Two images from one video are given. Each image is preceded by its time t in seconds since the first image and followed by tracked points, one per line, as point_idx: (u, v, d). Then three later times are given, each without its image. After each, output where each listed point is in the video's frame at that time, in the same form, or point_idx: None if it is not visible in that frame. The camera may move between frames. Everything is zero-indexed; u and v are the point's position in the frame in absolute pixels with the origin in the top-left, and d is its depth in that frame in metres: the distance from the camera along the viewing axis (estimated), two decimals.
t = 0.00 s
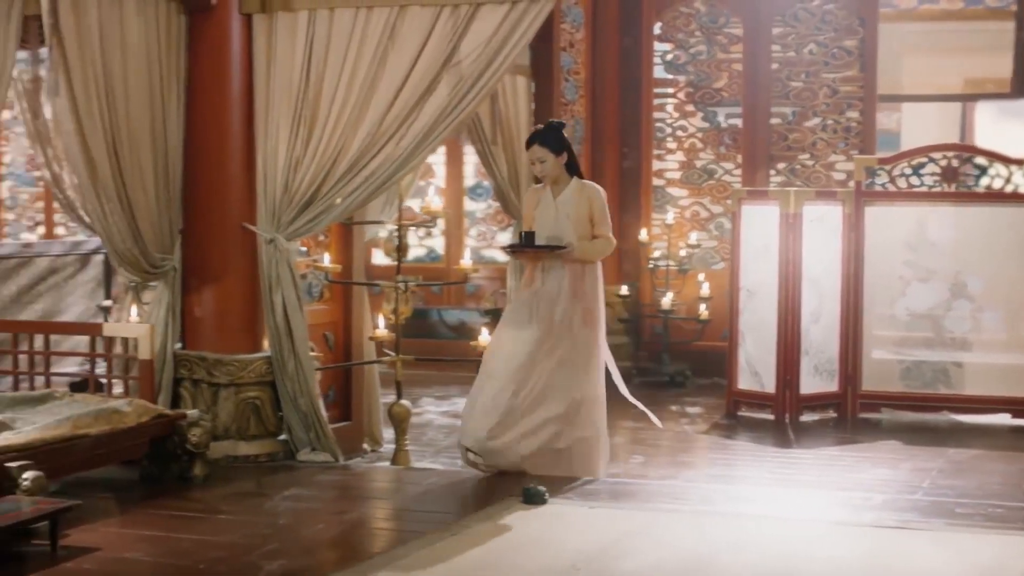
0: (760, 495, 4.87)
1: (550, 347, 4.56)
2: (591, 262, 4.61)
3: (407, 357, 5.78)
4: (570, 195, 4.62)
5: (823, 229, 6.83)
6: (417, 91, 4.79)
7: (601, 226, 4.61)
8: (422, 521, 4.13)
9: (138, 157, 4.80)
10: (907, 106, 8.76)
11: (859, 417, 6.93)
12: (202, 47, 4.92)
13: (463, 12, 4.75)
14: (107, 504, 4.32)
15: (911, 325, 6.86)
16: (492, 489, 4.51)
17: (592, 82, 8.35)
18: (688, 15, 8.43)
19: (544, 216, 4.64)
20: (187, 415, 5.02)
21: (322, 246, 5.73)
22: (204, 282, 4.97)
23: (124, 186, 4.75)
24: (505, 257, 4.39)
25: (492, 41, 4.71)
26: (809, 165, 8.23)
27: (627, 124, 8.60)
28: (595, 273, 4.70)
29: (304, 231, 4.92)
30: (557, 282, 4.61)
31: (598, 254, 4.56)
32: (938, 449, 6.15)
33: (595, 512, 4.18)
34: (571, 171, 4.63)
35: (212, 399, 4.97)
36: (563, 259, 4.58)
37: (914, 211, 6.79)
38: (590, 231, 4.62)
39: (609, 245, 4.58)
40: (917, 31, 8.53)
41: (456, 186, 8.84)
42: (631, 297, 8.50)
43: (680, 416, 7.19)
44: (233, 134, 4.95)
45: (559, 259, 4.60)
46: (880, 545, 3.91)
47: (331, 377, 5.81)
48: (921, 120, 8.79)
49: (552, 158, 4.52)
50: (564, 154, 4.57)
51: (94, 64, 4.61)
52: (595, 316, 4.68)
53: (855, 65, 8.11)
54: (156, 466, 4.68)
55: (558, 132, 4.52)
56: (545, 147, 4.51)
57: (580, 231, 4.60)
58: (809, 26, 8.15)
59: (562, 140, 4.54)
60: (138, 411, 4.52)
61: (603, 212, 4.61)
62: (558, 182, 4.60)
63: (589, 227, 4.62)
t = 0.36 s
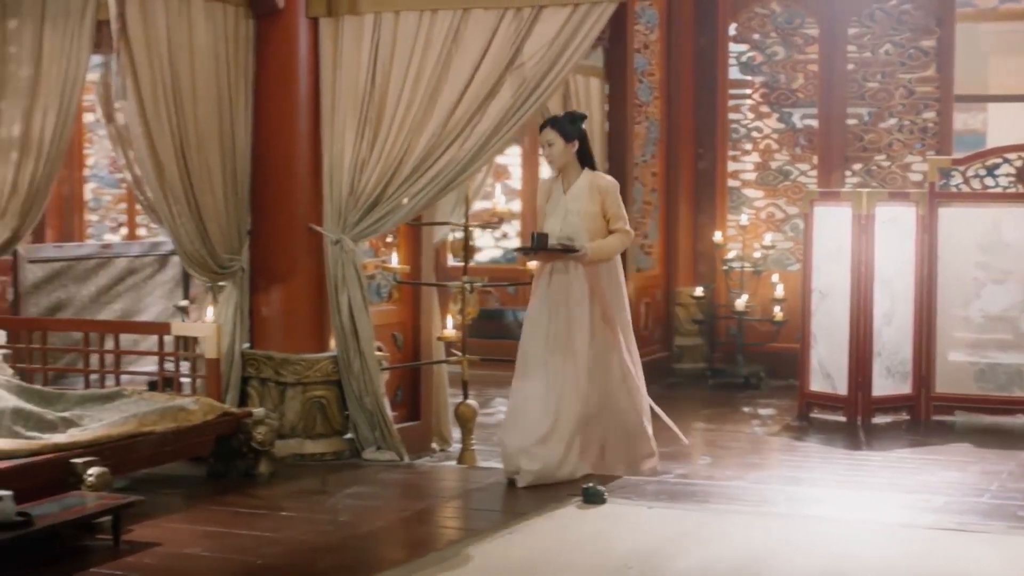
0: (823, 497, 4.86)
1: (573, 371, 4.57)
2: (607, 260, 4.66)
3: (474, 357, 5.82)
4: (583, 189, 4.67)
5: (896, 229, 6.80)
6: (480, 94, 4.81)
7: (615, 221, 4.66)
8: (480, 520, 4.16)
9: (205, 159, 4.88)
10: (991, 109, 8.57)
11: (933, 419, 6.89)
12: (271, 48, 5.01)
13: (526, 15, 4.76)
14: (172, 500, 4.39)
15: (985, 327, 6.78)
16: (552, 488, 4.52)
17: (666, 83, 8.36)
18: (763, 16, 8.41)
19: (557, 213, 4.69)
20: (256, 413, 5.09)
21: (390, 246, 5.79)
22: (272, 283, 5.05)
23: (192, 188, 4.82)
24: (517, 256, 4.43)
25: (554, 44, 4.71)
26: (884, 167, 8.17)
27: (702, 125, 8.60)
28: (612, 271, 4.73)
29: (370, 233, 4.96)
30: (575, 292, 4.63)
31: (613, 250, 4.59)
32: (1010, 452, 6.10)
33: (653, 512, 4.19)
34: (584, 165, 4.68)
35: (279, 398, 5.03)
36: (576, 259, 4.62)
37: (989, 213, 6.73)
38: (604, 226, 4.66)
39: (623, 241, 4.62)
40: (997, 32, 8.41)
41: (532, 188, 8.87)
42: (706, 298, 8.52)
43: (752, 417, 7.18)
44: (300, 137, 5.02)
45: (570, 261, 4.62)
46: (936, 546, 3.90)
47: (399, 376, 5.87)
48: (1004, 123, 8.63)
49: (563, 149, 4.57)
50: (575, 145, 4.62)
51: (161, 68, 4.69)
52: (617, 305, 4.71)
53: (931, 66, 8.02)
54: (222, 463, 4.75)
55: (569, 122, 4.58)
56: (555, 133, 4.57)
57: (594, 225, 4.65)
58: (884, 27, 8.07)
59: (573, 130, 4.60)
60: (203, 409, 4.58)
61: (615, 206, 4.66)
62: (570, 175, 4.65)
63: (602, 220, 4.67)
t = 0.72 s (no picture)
0: (890, 498, 4.84)
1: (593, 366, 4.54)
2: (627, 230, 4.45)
3: (546, 359, 5.85)
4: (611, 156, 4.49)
5: (973, 231, 6.74)
6: (548, 97, 4.84)
7: (639, 191, 4.45)
8: (543, 518, 4.19)
9: (276, 162, 4.94)
10: None
11: (1012, 423, 6.87)
12: (342, 54, 5.08)
13: (593, 18, 4.77)
14: (241, 497, 4.46)
15: None
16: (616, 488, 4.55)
17: (745, 85, 8.36)
18: (843, 18, 8.38)
19: (582, 177, 4.52)
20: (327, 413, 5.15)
21: (462, 248, 5.83)
22: (343, 284, 5.11)
23: (263, 190, 4.89)
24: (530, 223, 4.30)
25: (621, 46, 4.73)
26: (965, 169, 8.07)
27: (782, 128, 8.59)
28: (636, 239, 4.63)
29: (439, 234, 5.00)
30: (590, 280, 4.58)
31: (633, 221, 4.37)
32: None
33: (715, 512, 4.20)
34: (615, 130, 4.49)
35: (350, 398, 5.09)
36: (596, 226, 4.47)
37: None
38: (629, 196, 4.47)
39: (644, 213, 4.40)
40: None
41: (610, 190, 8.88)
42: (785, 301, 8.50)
43: (828, 420, 7.16)
44: (371, 140, 5.08)
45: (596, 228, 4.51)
46: (998, 548, 3.88)
47: (472, 377, 5.91)
48: None
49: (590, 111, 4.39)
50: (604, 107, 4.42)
51: (233, 73, 4.76)
52: (638, 280, 4.61)
53: (1013, 67, 7.93)
54: (292, 461, 4.81)
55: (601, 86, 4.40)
56: (586, 96, 4.41)
57: (617, 193, 4.46)
58: (965, 28, 7.98)
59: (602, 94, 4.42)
60: (273, 408, 4.65)
61: (641, 176, 4.46)
62: (598, 140, 4.48)
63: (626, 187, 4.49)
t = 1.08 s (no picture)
0: (953, 505, 4.82)
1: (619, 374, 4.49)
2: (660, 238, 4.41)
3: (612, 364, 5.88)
4: (648, 161, 4.46)
5: None
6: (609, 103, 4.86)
7: (674, 197, 4.41)
8: (599, 522, 4.22)
9: (341, 167, 5.01)
10: None
11: None
12: (407, 60, 5.16)
13: (654, 24, 4.79)
14: (304, 499, 4.52)
15: None
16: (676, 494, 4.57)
17: (818, 90, 8.35)
18: (918, 22, 8.31)
19: (619, 185, 4.49)
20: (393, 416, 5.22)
21: (528, 252, 5.87)
22: (408, 287, 5.18)
23: (328, 197, 4.96)
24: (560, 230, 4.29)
25: (681, 52, 4.76)
26: None
27: (856, 133, 8.56)
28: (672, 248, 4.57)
29: (502, 240, 5.04)
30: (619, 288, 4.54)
31: (667, 228, 4.33)
32: None
33: (772, 518, 4.21)
34: (653, 136, 4.46)
35: (414, 401, 5.15)
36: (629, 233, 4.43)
37: None
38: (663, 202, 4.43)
39: (679, 221, 4.36)
40: None
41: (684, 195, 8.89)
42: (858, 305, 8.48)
43: (899, 426, 7.12)
44: (436, 145, 5.14)
45: (627, 236, 4.45)
46: None
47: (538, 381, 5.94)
48: None
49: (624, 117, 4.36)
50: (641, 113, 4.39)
51: (298, 81, 4.84)
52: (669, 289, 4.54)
53: None
54: (355, 464, 4.88)
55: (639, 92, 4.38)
56: (623, 101, 4.39)
57: (652, 200, 4.42)
58: None
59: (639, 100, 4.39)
60: (336, 411, 4.72)
61: (676, 182, 4.41)
62: (635, 146, 4.46)
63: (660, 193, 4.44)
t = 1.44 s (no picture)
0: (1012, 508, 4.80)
1: (648, 383, 4.40)
2: (688, 240, 4.40)
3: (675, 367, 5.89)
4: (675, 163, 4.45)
5: None
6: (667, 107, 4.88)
7: (702, 198, 4.40)
8: (653, 522, 4.25)
9: (403, 171, 5.07)
10: None
11: None
12: (468, 65, 5.20)
13: (711, 28, 4.82)
14: (363, 498, 4.58)
15: None
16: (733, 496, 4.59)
17: (888, 93, 8.32)
18: (987, 23, 8.26)
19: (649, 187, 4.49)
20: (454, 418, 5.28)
21: (590, 256, 5.91)
22: (469, 290, 5.22)
23: (389, 200, 5.03)
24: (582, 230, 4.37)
25: (739, 55, 4.82)
26: None
27: (926, 135, 8.53)
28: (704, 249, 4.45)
29: (561, 242, 5.08)
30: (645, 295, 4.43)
31: (694, 230, 4.34)
32: None
33: (826, 519, 4.22)
34: (685, 136, 4.45)
35: (474, 402, 5.21)
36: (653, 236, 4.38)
37: None
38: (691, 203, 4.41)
39: (705, 222, 4.35)
40: None
41: (754, 198, 8.89)
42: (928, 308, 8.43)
43: (966, 430, 7.08)
44: (497, 149, 5.18)
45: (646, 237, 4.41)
46: None
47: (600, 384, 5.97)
48: None
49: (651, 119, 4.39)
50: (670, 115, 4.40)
51: (357, 87, 4.93)
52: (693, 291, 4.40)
53: None
54: (415, 463, 4.94)
55: (670, 93, 4.38)
56: (652, 103, 4.40)
57: (679, 201, 4.41)
58: None
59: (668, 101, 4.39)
60: (396, 412, 4.78)
61: (704, 183, 4.40)
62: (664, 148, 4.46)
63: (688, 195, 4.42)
